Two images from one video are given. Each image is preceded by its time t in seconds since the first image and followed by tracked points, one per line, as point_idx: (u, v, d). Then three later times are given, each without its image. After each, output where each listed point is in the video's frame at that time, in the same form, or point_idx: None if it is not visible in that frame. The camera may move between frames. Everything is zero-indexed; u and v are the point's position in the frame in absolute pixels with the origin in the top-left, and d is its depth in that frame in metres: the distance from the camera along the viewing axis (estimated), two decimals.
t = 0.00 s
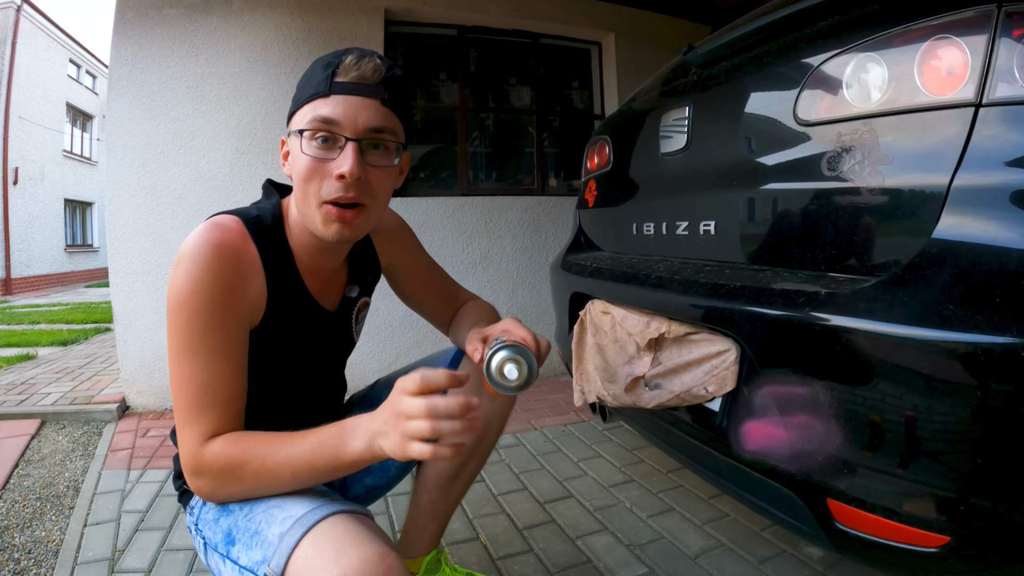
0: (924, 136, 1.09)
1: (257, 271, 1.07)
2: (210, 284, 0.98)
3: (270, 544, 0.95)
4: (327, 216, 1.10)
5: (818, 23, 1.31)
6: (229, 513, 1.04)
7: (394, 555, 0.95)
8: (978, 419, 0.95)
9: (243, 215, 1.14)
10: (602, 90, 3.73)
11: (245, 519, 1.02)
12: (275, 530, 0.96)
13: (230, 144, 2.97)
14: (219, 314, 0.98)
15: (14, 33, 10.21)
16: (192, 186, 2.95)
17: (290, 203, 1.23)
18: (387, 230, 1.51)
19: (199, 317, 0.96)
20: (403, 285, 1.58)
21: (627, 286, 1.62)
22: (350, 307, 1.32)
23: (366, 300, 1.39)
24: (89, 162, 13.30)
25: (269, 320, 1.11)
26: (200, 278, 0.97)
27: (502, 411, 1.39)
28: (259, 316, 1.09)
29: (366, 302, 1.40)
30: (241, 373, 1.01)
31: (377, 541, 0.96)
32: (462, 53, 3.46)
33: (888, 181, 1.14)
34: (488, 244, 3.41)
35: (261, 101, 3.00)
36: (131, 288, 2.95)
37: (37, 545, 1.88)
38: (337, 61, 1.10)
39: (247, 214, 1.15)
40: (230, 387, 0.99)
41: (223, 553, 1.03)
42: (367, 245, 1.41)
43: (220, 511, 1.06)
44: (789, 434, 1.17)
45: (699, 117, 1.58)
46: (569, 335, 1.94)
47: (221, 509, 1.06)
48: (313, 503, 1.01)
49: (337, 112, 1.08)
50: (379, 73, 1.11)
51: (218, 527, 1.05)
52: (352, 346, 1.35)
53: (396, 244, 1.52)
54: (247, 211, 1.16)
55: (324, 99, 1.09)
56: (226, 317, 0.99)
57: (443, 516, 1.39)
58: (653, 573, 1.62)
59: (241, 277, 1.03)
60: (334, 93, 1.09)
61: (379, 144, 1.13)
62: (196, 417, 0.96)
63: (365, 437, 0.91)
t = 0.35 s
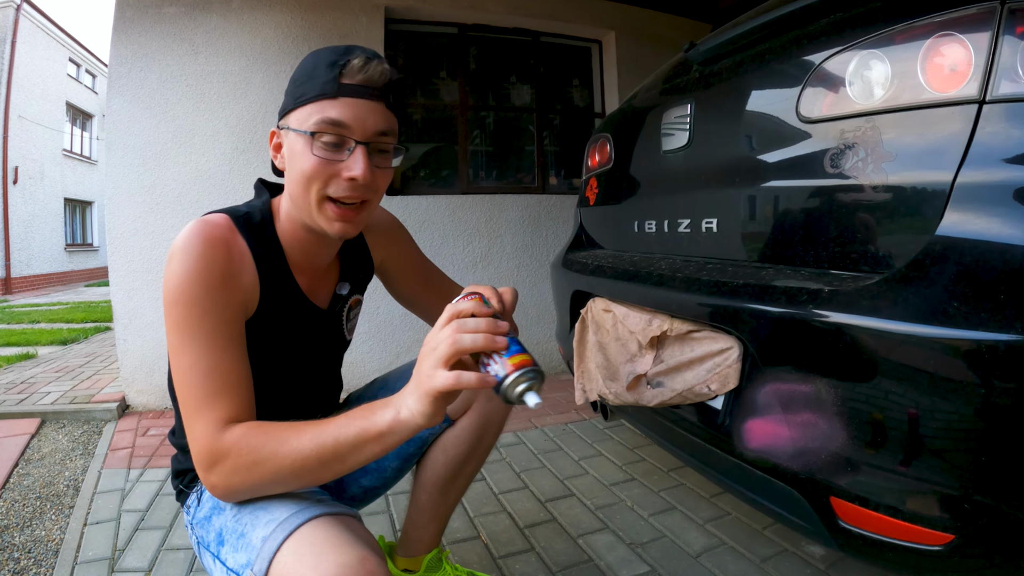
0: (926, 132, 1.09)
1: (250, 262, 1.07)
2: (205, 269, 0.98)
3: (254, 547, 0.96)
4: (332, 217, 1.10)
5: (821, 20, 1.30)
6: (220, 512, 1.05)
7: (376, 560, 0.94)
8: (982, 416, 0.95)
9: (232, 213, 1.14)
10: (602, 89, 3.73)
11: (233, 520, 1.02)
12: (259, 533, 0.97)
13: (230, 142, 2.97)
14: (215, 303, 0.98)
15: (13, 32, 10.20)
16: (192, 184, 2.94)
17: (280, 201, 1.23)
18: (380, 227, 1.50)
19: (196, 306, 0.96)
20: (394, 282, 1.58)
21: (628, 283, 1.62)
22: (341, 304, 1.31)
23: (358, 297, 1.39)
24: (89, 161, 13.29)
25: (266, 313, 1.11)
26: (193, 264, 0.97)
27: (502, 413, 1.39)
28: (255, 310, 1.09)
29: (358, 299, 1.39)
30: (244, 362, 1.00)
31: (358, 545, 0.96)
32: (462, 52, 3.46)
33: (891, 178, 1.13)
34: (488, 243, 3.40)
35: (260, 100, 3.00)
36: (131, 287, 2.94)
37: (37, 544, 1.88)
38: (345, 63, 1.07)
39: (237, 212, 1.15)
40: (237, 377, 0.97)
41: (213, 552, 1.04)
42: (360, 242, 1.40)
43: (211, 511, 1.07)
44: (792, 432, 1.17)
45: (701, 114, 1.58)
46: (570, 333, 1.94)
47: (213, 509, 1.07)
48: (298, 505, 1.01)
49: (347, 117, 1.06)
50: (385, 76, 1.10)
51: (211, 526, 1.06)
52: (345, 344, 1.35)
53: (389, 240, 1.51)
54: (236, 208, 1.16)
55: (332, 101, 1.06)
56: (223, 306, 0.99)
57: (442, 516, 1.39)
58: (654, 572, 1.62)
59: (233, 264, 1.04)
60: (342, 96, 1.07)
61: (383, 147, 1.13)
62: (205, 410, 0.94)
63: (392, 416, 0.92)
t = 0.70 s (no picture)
0: (926, 132, 1.09)
1: (243, 265, 1.07)
2: (199, 271, 0.98)
3: (249, 547, 0.96)
4: (345, 226, 1.11)
5: (821, 19, 1.30)
6: (216, 511, 1.05)
7: (371, 560, 0.94)
8: (981, 417, 0.95)
9: (225, 215, 1.14)
10: (602, 88, 3.72)
11: (229, 519, 1.02)
12: (254, 532, 0.97)
13: (229, 141, 2.97)
14: (210, 306, 0.97)
15: (12, 30, 10.20)
16: (191, 183, 2.94)
17: (275, 201, 1.22)
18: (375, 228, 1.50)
19: (190, 309, 0.96)
20: (389, 281, 1.57)
21: (627, 283, 1.62)
22: (336, 305, 1.31)
23: (353, 297, 1.39)
24: (88, 160, 13.29)
25: (262, 315, 1.11)
26: (187, 266, 0.97)
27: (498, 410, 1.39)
28: (251, 311, 1.09)
29: (353, 299, 1.39)
30: (240, 364, 1.00)
31: (352, 545, 0.96)
32: (462, 51, 3.46)
33: (890, 177, 1.13)
34: (487, 242, 3.40)
35: (259, 98, 2.99)
36: (130, 286, 2.94)
37: (35, 543, 1.88)
38: (359, 72, 1.04)
39: (229, 214, 1.15)
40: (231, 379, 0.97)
41: (208, 552, 1.04)
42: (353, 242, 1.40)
43: (207, 510, 1.07)
44: (791, 432, 1.17)
45: (700, 113, 1.58)
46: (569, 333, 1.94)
47: (209, 508, 1.07)
48: (292, 505, 1.01)
49: (364, 130, 1.05)
50: (398, 87, 1.09)
51: (206, 526, 1.06)
52: (340, 344, 1.35)
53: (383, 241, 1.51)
54: (230, 211, 1.16)
55: (349, 113, 1.04)
56: (217, 308, 0.98)
57: (440, 514, 1.39)
58: (653, 572, 1.62)
59: (227, 265, 1.04)
60: (359, 108, 1.04)
61: (392, 157, 1.13)
62: (200, 413, 0.94)
63: (387, 415, 0.91)
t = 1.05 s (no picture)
0: (919, 131, 1.09)
1: (234, 263, 1.07)
2: (189, 270, 0.97)
3: (244, 542, 0.95)
4: (337, 236, 1.11)
5: (814, 19, 1.30)
6: (210, 509, 1.05)
7: (367, 552, 0.95)
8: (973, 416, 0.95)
9: (216, 215, 1.13)
10: (597, 87, 3.73)
11: (223, 516, 1.02)
12: (249, 527, 0.97)
13: (224, 139, 2.96)
14: (201, 305, 0.97)
15: (6, 27, 10.16)
16: (186, 180, 2.93)
17: (266, 201, 1.22)
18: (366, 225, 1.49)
19: (181, 309, 0.95)
20: (381, 279, 1.57)
21: (620, 282, 1.62)
22: (330, 302, 1.31)
23: (345, 294, 1.38)
24: (83, 157, 13.25)
25: (254, 313, 1.10)
26: (177, 265, 0.97)
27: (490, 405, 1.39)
28: (242, 309, 1.08)
29: (346, 297, 1.39)
30: (231, 363, 1.00)
31: (349, 538, 0.96)
32: (457, 49, 3.45)
33: (883, 177, 1.13)
34: (482, 241, 3.40)
35: (254, 96, 2.98)
36: (124, 283, 2.93)
37: (28, 541, 1.87)
38: (349, 80, 1.04)
39: (220, 214, 1.14)
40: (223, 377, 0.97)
41: (203, 549, 1.03)
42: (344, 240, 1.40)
43: (201, 507, 1.07)
44: (783, 431, 1.17)
45: (694, 113, 1.58)
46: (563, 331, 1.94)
47: (203, 505, 1.07)
48: (288, 500, 1.01)
49: (355, 139, 1.04)
50: (389, 94, 1.09)
51: (200, 523, 1.05)
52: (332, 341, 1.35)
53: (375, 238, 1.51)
54: (219, 211, 1.15)
55: (340, 123, 1.03)
56: (208, 307, 0.98)
57: (433, 511, 1.38)
58: (646, 570, 1.62)
59: (218, 264, 1.03)
60: (349, 118, 1.04)
61: (383, 164, 1.12)
62: (191, 413, 0.94)
63: (377, 407, 0.90)
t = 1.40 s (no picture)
0: (912, 127, 1.08)
1: (221, 261, 1.06)
2: (177, 269, 0.97)
3: (230, 537, 0.95)
4: (323, 232, 1.12)
5: (807, 15, 1.30)
6: (198, 506, 1.05)
7: (348, 547, 0.94)
8: (967, 413, 0.95)
9: (204, 214, 1.13)
10: (593, 84, 3.72)
11: (210, 512, 1.02)
12: (235, 523, 0.96)
13: (219, 137, 2.96)
14: (186, 302, 0.97)
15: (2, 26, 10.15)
16: (181, 179, 2.93)
17: (253, 200, 1.22)
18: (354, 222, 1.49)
19: (166, 306, 0.95)
20: (370, 276, 1.57)
21: (613, 279, 1.61)
22: (318, 298, 1.30)
23: (335, 292, 1.38)
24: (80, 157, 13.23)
25: (242, 311, 1.10)
26: (165, 264, 0.97)
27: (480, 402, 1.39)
28: (230, 307, 1.08)
29: (335, 294, 1.39)
30: (218, 360, 0.99)
31: (332, 534, 0.95)
32: (453, 47, 3.45)
33: (877, 173, 1.13)
34: (478, 239, 3.39)
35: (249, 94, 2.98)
36: (120, 282, 2.93)
37: (23, 540, 1.87)
38: (325, 78, 1.03)
39: (208, 212, 1.14)
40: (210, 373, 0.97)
41: (190, 545, 1.03)
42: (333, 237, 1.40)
43: (190, 504, 1.07)
44: (775, 428, 1.16)
45: (687, 109, 1.57)
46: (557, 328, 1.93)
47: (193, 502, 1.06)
48: (274, 496, 1.01)
49: (335, 137, 1.04)
50: (365, 90, 1.08)
51: (188, 519, 1.05)
52: (322, 338, 1.34)
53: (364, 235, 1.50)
54: (207, 209, 1.15)
55: (318, 122, 1.02)
56: (194, 304, 0.98)
57: (425, 509, 1.38)
58: (641, 568, 1.61)
59: (204, 262, 1.03)
60: (326, 117, 1.03)
61: (364, 160, 1.12)
62: (177, 410, 0.94)
63: (357, 401, 0.90)
